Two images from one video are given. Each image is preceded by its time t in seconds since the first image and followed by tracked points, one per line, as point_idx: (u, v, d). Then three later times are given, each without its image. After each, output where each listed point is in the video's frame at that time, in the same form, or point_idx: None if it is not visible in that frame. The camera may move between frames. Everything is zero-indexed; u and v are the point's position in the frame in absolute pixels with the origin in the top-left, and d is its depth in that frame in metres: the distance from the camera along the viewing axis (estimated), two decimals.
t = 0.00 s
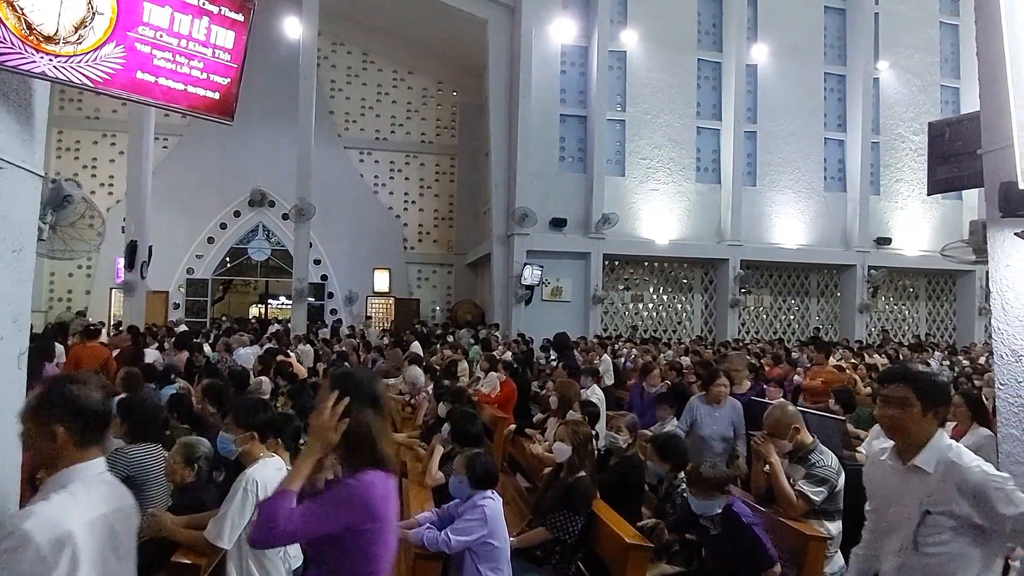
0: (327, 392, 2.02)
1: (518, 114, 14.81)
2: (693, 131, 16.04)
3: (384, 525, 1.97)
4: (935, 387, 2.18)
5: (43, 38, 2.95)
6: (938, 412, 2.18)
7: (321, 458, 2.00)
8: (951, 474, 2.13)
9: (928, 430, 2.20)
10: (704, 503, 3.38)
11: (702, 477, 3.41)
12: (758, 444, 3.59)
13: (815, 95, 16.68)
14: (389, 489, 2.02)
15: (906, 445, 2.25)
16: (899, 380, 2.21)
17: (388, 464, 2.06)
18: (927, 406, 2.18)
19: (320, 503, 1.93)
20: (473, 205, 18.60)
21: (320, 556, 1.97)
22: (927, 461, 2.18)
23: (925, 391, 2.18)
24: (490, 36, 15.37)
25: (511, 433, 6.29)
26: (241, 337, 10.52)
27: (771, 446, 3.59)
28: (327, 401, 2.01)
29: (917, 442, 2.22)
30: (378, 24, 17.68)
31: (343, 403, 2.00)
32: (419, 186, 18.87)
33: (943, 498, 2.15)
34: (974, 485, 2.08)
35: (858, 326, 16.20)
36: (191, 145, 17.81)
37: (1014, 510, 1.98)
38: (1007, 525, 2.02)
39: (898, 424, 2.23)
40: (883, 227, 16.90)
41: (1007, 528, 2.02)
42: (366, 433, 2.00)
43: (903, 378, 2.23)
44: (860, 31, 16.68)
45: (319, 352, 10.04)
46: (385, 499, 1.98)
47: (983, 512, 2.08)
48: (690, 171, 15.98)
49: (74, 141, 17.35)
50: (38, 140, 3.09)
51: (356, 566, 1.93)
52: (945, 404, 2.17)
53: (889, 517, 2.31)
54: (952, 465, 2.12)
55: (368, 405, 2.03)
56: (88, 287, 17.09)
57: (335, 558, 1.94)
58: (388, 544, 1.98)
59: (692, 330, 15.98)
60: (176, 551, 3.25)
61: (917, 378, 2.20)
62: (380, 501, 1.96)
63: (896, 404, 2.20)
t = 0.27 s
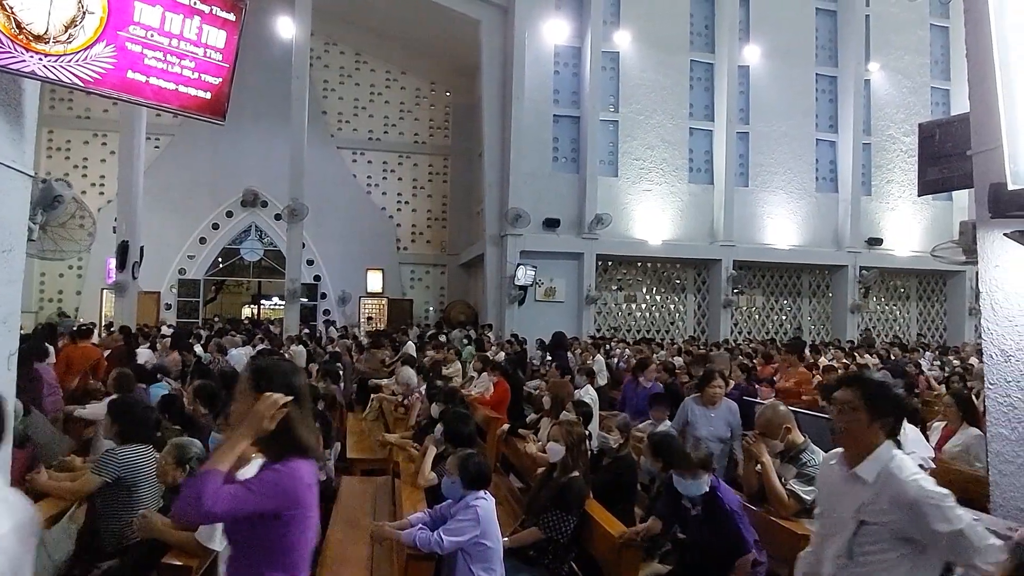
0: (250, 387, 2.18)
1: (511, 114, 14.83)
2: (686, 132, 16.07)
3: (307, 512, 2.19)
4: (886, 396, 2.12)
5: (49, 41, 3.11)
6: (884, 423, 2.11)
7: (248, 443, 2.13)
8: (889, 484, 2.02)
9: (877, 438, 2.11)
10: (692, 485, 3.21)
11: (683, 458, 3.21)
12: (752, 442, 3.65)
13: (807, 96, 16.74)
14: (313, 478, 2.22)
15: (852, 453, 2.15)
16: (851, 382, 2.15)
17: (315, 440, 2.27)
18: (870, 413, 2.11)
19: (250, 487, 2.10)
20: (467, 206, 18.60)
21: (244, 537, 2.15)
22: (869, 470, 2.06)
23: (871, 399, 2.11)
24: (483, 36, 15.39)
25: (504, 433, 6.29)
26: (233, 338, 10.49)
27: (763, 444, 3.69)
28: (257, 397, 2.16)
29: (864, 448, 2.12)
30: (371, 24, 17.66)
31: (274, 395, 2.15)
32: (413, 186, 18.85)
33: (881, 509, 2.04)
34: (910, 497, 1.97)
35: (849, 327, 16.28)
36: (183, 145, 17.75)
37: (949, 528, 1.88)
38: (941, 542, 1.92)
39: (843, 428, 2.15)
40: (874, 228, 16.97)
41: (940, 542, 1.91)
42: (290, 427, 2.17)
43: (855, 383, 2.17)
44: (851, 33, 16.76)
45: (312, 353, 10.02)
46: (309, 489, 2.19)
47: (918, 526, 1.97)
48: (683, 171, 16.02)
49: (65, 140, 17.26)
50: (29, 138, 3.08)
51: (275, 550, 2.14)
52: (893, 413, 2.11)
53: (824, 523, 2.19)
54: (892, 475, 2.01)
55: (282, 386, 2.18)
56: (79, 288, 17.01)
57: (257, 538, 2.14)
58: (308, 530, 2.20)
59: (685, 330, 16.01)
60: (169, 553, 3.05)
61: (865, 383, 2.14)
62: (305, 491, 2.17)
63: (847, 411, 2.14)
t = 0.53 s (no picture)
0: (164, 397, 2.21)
1: (502, 115, 14.84)
2: (675, 133, 16.12)
3: (220, 525, 2.06)
4: (823, 396, 2.29)
5: (33, 35, 3.66)
6: (813, 420, 2.29)
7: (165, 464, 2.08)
8: (815, 479, 2.19)
9: (810, 436, 2.29)
10: (697, 447, 3.06)
11: (695, 419, 3.09)
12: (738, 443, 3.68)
13: (796, 98, 16.82)
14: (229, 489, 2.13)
15: (789, 448, 2.33)
16: (787, 378, 2.35)
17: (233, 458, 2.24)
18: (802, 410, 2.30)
19: (159, 495, 1.98)
20: (457, 207, 18.59)
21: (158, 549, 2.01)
22: (797, 465, 2.25)
23: (805, 398, 2.30)
24: (473, 37, 15.41)
25: (494, 433, 6.31)
26: (221, 338, 10.44)
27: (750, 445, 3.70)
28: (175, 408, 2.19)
29: (799, 444, 2.30)
30: (360, 24, 17.62)
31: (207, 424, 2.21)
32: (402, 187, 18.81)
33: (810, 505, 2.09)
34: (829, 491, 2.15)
35: (837, 327, 16.39)
36: (171, 145, 17.65)
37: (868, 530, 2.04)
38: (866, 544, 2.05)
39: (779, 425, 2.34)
40: (861, 229, 17.09)
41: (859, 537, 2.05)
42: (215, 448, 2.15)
43: (794, 379, 2.36)
44: (839, 36, 16.87)
45: (301, 353, 9.99)
46: (224, 498, 2.08)
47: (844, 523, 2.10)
48: (672, 172, 16.06)
49: (51, 139, 17.13)
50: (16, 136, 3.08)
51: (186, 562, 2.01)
52: (826, 413, 2.28)
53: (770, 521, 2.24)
54: (819, 470, 2.19)
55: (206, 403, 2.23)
56: (66, 288, 16.88)
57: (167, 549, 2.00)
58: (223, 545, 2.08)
59: (675, 330, 16.06)
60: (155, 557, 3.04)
61: (801, 382, 2.32)
62: (220, 498, 2.07)
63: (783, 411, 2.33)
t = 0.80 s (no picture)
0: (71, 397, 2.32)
1: (489, 115, 14.84)
2: (662, 134, 16.18)
3: (115, 528, 2.13)
4: (760, 396, 2.45)
5: None
6: (749, 418, 2.43)
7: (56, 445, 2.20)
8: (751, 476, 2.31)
9: (747, 435, 2.42)
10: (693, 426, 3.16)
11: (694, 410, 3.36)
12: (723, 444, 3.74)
13: (781, 101, 16.93)
14: (133, 489, 2.19)
15: (730, 446, 2.45)
16: (723, 380, 2.52)
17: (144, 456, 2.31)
18: (737, 408, 2.44)
19: (53, 482, 2.08)
20: (445, 207, 18.58)
21: (53, 535, 2.10)
22: (738, 464, 2.36)
23: (743, 397, 2.44)
24: (461, 37, 15.42)
25: (481, 434, 6.32)
26: (207, 339, 10.37)
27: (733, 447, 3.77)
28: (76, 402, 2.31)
29: (740, 444, 2.43)
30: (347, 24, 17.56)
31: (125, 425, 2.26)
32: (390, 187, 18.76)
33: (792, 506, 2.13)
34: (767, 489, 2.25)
35: (821, 327, 16.52)
36: (156, 144, 17.53)
37: (804, 526, 2.17)
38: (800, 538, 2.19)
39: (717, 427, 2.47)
40: (845, 231, 17.23)
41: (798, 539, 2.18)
42: (97, 423, 2.20)
43: (733, 383, 2.50)
44: (824, 39, 17.01)
45: (287, 354, 9.95)
46: (120, 500, 2.14)
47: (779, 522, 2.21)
48: (659, 173, 16.12)
49: (35, 138, 16.97)
50: None
51: (79, 552, 2.09)
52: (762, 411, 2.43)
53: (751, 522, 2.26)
54: (756, 469, 2.29)
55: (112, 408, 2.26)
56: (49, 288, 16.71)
57: (60, 543, 2.10)
58: (122, 545, 2.15)
59: (661, 331, 16.11)
60: (139, 559, 3.05)
61: (733, 383, 2.48)
62: (114, 501, 2.12)
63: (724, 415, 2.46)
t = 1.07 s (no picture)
0: None
1: (478, 117, 14.86)
2: (651, 136, 16.25)
3: (27, 528, 2.14)
4: (685, 402, 2.27)
5: None
6: (673, 426, 2.26)
7: None
8: (679, 490, 2.14)
9: (672, 443, 2.25)
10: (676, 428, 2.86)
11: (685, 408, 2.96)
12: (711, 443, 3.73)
13: (769, 103, 17.03)
14: (45, 488, 2.20)
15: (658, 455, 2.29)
16: (646, 385, 2.32)
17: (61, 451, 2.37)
18: (659, 415, 2.27)
19: None
20: (434, 208, 18.56)
21: None
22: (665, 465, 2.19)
23: (661, 402, 2.27)
24: (450, 39, 15.43)
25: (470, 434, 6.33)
26: (195, 340, 10.33)
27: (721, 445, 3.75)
28: None
29: (665, 451, 2.26)
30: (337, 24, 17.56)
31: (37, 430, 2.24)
32: (379, 188, 18.71)
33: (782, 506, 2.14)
34: (695, 505, 2.11)
35: (808, 329, 16.62)
36: (144, 144, 17.44)
37: (728, 533, 2.10)
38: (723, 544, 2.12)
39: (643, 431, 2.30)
40: (832, 233, 17.35)
41: (723, 550, 2.11)
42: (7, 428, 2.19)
43: (652, 385, 2.34)
44: (811, 43, 17.14)
45: (275, 356, 9.91)
46: (29, 498, 2.14)
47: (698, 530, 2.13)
48: (648, 175, 16.18)
49: (21, 137, 16.83)
50: None
51: None
52: (687, 417, 2.27)
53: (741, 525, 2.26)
54: (679, 477, 2.15)
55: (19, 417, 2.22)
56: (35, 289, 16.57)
57: None
58: (39, 540, 2.17)
59: (650, 332, 16.16)
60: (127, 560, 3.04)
61: (656, 387, 2.30)
62: (23, 498, 2.13)
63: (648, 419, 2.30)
